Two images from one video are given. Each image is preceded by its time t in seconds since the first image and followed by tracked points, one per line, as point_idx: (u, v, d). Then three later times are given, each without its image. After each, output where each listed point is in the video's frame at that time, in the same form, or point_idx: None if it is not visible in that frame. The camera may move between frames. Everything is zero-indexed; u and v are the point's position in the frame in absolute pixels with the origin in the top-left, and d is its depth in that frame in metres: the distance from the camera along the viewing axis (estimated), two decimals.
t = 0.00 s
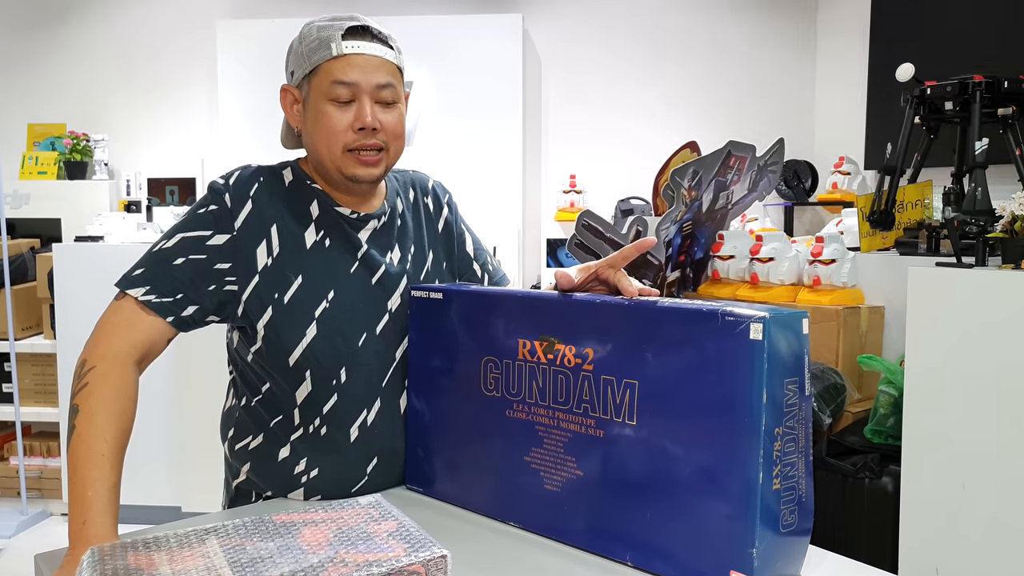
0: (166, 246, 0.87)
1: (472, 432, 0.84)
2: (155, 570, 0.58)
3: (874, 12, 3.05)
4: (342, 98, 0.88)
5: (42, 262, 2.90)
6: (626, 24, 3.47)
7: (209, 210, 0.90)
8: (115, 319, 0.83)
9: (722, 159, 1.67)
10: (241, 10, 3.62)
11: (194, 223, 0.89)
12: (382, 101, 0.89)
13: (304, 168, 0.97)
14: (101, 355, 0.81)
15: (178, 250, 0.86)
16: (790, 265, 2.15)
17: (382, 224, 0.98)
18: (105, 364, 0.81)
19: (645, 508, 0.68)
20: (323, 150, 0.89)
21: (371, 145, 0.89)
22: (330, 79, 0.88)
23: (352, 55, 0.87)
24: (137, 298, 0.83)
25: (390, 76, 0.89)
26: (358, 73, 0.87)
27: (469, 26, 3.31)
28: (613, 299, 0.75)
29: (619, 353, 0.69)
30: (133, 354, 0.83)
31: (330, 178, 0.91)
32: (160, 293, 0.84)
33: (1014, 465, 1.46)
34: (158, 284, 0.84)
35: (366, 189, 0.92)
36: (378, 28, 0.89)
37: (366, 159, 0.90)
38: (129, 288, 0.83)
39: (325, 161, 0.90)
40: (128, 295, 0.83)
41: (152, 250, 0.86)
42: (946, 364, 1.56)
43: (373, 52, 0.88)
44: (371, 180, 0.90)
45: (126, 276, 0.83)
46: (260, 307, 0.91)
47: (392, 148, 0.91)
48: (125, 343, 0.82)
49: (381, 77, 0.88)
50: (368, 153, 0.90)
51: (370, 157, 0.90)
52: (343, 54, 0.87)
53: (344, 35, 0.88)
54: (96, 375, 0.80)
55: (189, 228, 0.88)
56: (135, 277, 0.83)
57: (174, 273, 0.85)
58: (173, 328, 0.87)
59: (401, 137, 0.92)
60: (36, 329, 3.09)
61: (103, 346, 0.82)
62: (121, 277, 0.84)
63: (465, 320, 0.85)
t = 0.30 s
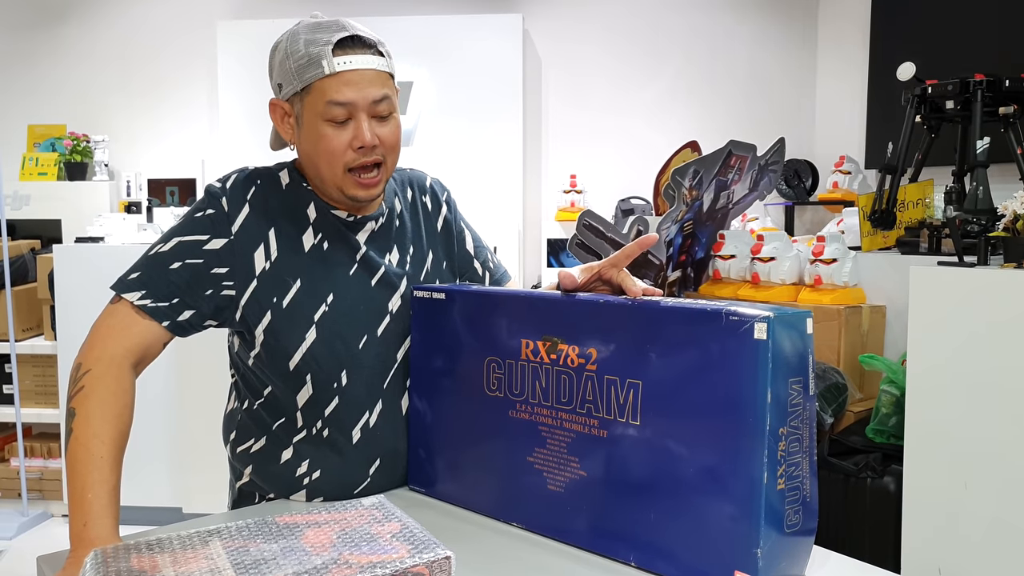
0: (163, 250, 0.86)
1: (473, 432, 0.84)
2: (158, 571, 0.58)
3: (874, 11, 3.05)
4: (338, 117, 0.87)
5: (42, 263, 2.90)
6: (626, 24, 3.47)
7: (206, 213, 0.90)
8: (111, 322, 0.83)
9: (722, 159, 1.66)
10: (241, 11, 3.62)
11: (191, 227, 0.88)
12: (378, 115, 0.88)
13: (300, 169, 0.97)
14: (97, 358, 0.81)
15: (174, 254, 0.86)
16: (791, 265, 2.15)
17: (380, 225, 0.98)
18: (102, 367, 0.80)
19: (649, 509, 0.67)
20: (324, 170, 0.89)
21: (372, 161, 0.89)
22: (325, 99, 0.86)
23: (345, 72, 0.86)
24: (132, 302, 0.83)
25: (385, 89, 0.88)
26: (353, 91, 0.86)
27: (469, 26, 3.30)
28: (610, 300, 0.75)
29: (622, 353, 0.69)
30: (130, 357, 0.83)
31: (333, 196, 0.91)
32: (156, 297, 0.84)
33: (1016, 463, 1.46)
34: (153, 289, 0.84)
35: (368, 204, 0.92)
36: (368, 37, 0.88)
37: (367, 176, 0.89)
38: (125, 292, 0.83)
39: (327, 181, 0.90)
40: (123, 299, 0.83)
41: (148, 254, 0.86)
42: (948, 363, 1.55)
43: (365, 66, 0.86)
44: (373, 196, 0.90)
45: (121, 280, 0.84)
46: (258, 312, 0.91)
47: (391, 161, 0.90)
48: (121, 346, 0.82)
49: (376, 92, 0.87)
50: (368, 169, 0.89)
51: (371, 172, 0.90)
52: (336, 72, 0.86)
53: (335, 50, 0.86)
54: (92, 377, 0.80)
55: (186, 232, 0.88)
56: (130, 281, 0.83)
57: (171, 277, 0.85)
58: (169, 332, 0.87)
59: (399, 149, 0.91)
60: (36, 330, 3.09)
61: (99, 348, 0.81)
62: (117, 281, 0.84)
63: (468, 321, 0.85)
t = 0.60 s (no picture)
0: (157, 252, 0.86)
1: (472, 433, 0.85)
2: (157, 571, 0.58)
3: (874, 12, 3.05)
4: (326, 133, 0.86)
5: (42, 262, 2.90)
6: (626, 24, 3.46)
7: (200, 216, 0.90)
8: (105, 324, 0.83)
9: (722, 159, 1.67)
10: (241, 10, 3.62)
11: (186, 230, 0.88)
12: (367, 128, 0.88)
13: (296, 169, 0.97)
14: (91, 360, 0.81)
15: (169, 257, 0.86)
16: (791, 265, 2.16)
17: (377, 226, 0.98)
18: (96, 369, 0.81)
19: (648, 509, 0.67)
20: (315, 184, 0.89)
21: (362, 175, 0.89)
22: (312, 115, 0.86)
23: (332, 88, 0.85)
24: (126, 304, 0.83)
25: (374, 101, 0.87)
26: (340, 107, 0.85)
27: (470, 26, 3.30)
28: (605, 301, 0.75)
29: (620, 355, 0.69)
30: (124, 359, 0.83)
31: (328, 207, 0.92)
32: (149, 300, 0.84)
33: (1016, 464, 1.46)
34: (147, 291, 0.84)
35: (361, 214, 0.93)
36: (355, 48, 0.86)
37: (358, 189, 0.89)
38: (118, 293, 0.83)
39: (320, 195, 0.90)
40: (116, 301, 0.84)
41: (142, 256, 0.86)
42: (948, 363, 1.55)
43: (352, 80, 0.85)
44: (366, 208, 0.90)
45: (115, 282, 0.84)
46: (253, 315, 0.91)
47: (383, 173, 0.90)
48: (115, 348, 0.82)
49: (364, 106, 0.86)
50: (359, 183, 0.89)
51: (362, 185, 0.90)
52: (323, 88, 0.85)
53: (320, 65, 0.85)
54: (86, 379, 0.80)
55: (181, 235, 0.88)
56: (124, 283, 0.84)
57: (165, 279, 0.85)
58: (163, 335, 0.87)
59: (391, 158, 0.91)
60: (36, 330, 3.09)
61: (93, 351, 0.82)
62: (111, 283, 0.84)
63: (467, 321, 0.85)
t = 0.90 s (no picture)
0: (154, 252, 0.86)
1: (471, 433, 0.85)
2: (155, 571, 0.58)
3: (874, 11, 3.05)
4: (322, 119, 0.86)
5: (42, 262, 2.90)
6: (626, 24, 3.46)
7: (199, 216, 0.90)
8: (100, 323, 0.83)
9: (722, 158, 1.67)
10: (240, 10, 3.61)
11: (184, 230, 0.88)
12: (365, 117, 0.87)
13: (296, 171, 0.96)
14: (85, 360, 0.81)
15: (166, 257, 0.86)
16: (790, 265, 2.16)
17: (376, 227, 0.98)
18: (91, 369, 0.80)
19: (647, 509, 0.67)
20: (310, 172, 0.89)
21: (357, 164, 0.88)
22: (309, 101, 0.86)
23: (329, 74, 0.85)
24: (122, 304, 0.83)
25: (372, 90, 0.87)
26: (337, 93, 0.85)
27: (469, 25, 3.30)
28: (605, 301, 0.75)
29: (620, 354, 0.69)
30: (119, 358, 0.83)
31: (322, 197, 0.91)
32: (147, 300, 0.84)
33: (1015, 464, 1.46)
34: (144, 292, 0.84)
35: (357, 208, 0.91)
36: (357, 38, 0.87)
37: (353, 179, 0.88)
38: (115, 293, 0.83)
39: (314, 184, 0.89)
40: (112, 300, 0.83)
41: (139, 256, 0.86)
42: (946, 362, 1.56)
43: (350, 67, 0.86)
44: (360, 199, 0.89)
45: (112, 281, 0.84)
46: (251, 316, 0.91)
47: (379, 166, 0.89)
48: (111, 348, 0.82)
49: (362, 94, 0.86)
50: (354, 173, 0.88)
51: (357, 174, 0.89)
52: (320, 74, 0.85)
53: (320, 52, 0.85)
54: (82, 379, 0.80)
55: (179, 235, 0.88)
56: (121, 282, 0.84)
57: (162, 280, 0.85)
58: (159, 335, 0.87)
59: (388, 151, 0.90)
60: (36, 330, 3.09)
61: (89, 350, 0.81)
62: (108, 282, 0.84)
63: (466, 321, 0.85)
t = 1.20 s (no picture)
0: (154, 250, 0.86)
1: (470, 433, 0.84)
2: (152, 571, 0.58)
3: (874, 11, 3.05)
4: (322, 100, 0.87)
5: (42, 262, 2.89)
6: (627, 24, 3.46)
7: (199, 214, 0.90)
8: (98, 322, 0.83)
9: (722, 158, 1.67)
10: (240, 10, 3.61)
11: (183, 228, 0.88)
12: (365, 105, 0.88)
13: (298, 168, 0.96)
14: (84, 358, 0.81)
15: (165, 255, 0.86)
16: (790, 265, 2.16)
17: (376, 227, 0.97)
18: (90, 367, 0.80)
19: (645, 509, 0.67)
20: (304, 154, 0.89)
21: (350, 151, 0.88)
22: (312, 81, 0.88)
23: (335, 58, 0.87)
24: (121, 302, 0.83)
25: (376, 80, 0.88)
26: (339, 77, 0.87)
27: (469, 25, 3.30)
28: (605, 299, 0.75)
29: (618, 354, 0.68)
30: (118, 357, 0.83)
31: (315, 182, 0.91)
32: (146, 298, 0.84)
33: (1014, 463, 1.46)
34: (143, 290, 0.84)
35: (349, 197, 0.91)
36: (369, 31, 0.89)
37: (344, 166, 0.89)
38: (114, 291, 0.83)
39: (307, 167, 0.90)
40: (111, 298, 0.83)
41: (138, 254, 0.86)
42: (946, 361, 1.55)
43: (357, 55, 0.87)
44: (350, 186, 0.89)
45: (111, 279, 0.83)
46: (250, 316, 0.91)
47: (373, 157, 0.89)
48: (109, 347, 0.82)
49: (364, 81, 0.87)
50: (346, 159, 0.88)
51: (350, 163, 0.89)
52: (325, 57, 0.87)
53: (330, 36, 0.87)
54: (80, 378, 0.80)
55: (178, 233, 0.87)
56: (120, 280, 0.83)
57: (161, 278, 0.85)
58: (158, 334, 0.87)
59: (385, 144, 0.90)
60: (36, 329, 3.09)
61: (87, 349, 0.81)
62: (106, 280, 0.83)
63: (465, 320, 0.84)
